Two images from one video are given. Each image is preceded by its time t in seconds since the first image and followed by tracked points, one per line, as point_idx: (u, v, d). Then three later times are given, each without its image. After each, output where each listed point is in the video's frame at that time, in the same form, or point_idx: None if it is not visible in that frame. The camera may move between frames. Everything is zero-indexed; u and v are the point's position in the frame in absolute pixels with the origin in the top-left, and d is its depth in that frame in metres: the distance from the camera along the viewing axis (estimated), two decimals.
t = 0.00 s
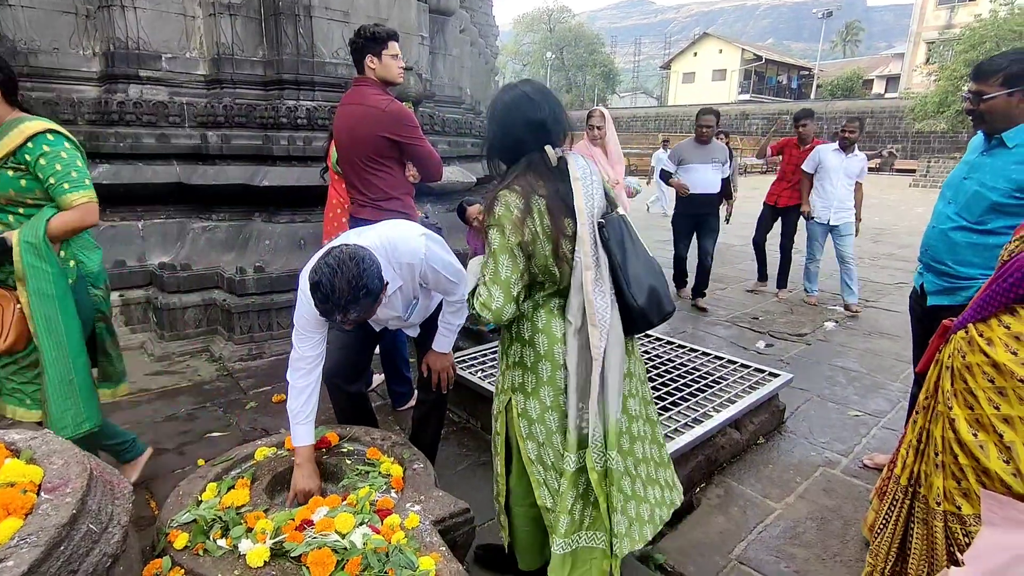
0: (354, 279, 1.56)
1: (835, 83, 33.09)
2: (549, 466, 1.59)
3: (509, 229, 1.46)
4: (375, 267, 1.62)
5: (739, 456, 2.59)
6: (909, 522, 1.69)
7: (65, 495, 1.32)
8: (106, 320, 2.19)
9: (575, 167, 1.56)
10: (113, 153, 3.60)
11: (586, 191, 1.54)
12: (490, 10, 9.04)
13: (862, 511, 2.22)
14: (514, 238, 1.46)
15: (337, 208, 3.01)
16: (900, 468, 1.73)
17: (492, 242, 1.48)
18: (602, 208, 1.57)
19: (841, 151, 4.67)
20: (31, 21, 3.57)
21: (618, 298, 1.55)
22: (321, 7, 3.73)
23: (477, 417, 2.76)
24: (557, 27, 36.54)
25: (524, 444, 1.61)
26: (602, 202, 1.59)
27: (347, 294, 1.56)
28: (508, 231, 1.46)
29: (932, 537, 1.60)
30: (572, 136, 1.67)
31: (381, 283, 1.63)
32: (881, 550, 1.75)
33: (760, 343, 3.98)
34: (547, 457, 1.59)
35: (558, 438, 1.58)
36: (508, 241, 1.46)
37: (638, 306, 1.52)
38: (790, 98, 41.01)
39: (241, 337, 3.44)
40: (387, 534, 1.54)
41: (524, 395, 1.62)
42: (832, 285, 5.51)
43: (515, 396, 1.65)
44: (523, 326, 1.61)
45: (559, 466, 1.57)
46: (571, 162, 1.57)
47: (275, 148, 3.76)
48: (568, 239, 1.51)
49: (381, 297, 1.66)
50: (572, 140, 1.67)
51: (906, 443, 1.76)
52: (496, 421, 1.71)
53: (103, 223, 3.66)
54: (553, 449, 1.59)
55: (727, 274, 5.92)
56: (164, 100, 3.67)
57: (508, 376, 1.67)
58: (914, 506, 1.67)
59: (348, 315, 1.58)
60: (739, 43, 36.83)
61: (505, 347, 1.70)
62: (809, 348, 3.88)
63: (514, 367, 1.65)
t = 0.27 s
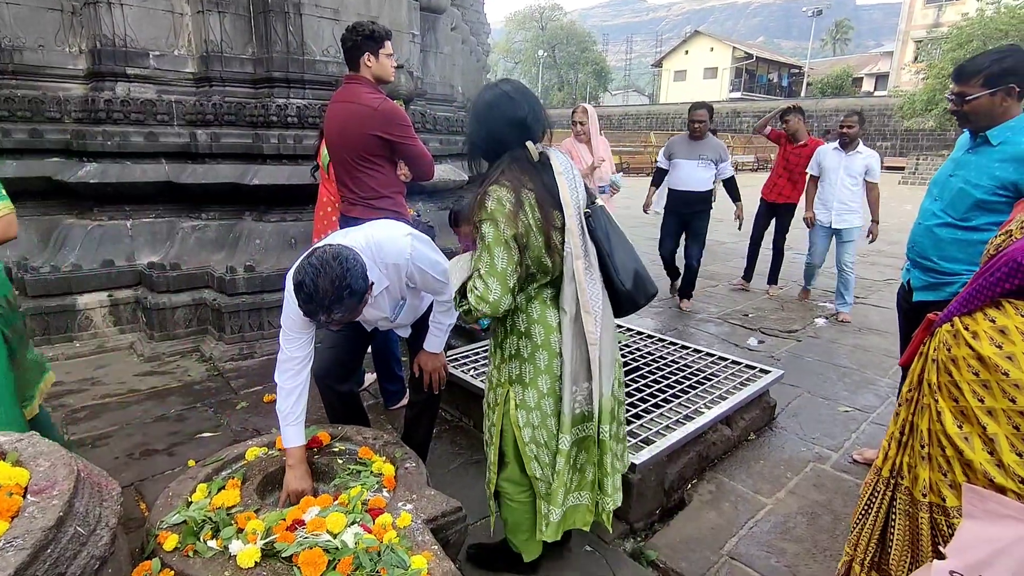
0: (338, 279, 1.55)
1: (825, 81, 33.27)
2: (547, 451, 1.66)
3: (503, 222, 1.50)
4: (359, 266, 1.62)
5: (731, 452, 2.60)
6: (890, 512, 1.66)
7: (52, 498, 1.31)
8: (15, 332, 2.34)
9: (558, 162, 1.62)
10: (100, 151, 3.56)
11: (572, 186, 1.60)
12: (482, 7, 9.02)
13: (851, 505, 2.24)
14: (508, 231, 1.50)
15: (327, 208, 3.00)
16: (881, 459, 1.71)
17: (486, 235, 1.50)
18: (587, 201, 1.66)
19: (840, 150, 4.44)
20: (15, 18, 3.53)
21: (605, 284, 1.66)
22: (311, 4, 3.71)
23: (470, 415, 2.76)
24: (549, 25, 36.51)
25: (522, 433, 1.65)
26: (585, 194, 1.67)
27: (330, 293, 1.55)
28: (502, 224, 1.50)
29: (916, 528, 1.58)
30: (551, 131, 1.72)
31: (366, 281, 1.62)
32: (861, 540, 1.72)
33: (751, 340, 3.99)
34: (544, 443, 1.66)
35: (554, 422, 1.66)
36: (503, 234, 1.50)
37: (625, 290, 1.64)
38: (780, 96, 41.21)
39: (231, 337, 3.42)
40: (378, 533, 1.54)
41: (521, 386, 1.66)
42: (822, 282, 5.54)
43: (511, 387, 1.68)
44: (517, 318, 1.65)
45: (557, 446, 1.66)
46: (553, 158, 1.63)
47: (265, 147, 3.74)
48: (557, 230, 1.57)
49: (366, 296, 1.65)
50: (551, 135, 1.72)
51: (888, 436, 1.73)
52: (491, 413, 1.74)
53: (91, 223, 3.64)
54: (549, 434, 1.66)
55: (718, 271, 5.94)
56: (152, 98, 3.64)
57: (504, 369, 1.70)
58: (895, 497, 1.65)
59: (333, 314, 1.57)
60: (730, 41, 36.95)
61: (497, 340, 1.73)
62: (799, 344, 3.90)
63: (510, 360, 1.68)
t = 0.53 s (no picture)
0: (327, 283, 1.55)
1: (822, 81, 33.34)
2: (545, 435, 1.71)
3: (518, 205, 1.55)
4: (350, 269, 1.61)
5: (728, 452, 2.60)
6: (886, 510, 1.66)
7: (48, 499, 1.30)
8: None
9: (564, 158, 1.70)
10: (96, 150, 3.55)
11: (574, 179, 1.68)
12: (480, 7, 9.01)
13: (848, 505, 2.24)
14: (524, 212, 1.55)
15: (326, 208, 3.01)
16: (877, 457, 1.70)
17: (502, 216, 1.54)
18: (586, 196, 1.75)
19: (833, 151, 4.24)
20: (11, 16, 3.51)
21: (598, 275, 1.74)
22: (308, 3, 3.70)
23: (468, 415, 2.76)
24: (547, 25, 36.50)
25: (524, 418, 1.68)
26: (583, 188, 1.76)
27: (321, 297, 1.54)
28: (518, 206, 1.55)
29: (913, 525, 1.58)
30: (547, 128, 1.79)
31: (358, 284, 1.62)
32: (856, 538, 1.72)
33: (748, 339, 4.00)
34: (542, 427, 1.71)
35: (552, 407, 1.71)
36: (518, 215, 1.55)
37: (615, 282, 1.74)
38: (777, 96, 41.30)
39: (228, 337, 3.41)
40: (377, 533, 1.53)
41: (526, 372, 1.69)
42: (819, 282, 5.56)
43: (516, 375, 1.70)
44: (523, 306, 1.68)
45: (554, 429, 1.72)
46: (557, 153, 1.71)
47: (262, 146, 3.73)
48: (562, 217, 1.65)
49: (357, 299, 1.65)
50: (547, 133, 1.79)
51: (883, 434, 1.73)
52: (491, 402, 1.75)
53: (87, 222, 3.62)
54: (547, 419, 1.71)
55: (716, 271, 5.95)
56: (149, 96, 3.63)
57: (507, 357, 1.71)
58: (891, 496, 1.64)
59: (324, 318, 1.57)
60: (728, 41, 36.99)
61: (498, 329, 1.73)
62: (797, 344, 3.91)
63: (515, 348, 1.70)
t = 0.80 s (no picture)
0: (327, 284, 1.55)
1: (826, 83, 33.26)
2: (568, 419, 1.77)
3: (537, 194, 1.63)
4: (351, 269, 1.62)
5: (730, 453, 2.60)
6: (887, 510, 1.65)
7: (52, 496, 1.31)
8: None
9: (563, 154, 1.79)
10: (101, 149, 3.56)
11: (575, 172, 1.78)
12: (484, 7, 9.01)
13: (850, 507, 2.24)
14: (543, 202, 1.63)
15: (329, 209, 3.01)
16: (878, 458, 1.69)
17: (522, 206, 1.61)
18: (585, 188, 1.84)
19: (821, 150, 4.05)
20: (17, 14, 3.52)
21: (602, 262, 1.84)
22: (312, 2, 3.71)
23: (470, 415, 2.76)
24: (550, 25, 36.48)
25: (551, 405, 1.73)
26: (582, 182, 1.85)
27: (321, 297, 1.55)
28: (536, 195, 1.62)
29: (913, 525, 1.57)
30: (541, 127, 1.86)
31: (358, 284, 1.62)
32: (859, 539, 1.71)
33: (751, 341, 4.00)
34: (565, 412, 1.76)
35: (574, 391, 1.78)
36: (537, 205, 1.62)
37: (619, 267, 1.84)
38: (780, 97, 41.23)
39: (231, 336, 3.42)
40: (379, 533, 1.54)
41: (550, 361, 1.73)
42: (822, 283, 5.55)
43: (539, 366, 1.73)
44: (543, 297, 1.72)
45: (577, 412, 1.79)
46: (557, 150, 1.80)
47: (266, 145, 3.75)
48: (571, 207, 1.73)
49: (358, 300, 1.65)
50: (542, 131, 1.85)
51: (884, 434, 1.71)
52: (510, 395, 1.77)
53: (91, 220, 3.63)
54: (570, 403, 1.77)
55: (719, 272, 5.94)
56: (153, 95, 3.64)
57: (529, 350, 1.74)
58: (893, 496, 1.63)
59: (324, 318, 1.57)
60: (731, 42, 36.93)
61: (518, 322, 1.76)
62: (799, 346, 3.90)
63: (537, 339, 1.73)
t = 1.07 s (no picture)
0: (333, 283, 1.55)
1: (832, 83, 33.15)
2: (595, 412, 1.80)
3: (553, 196, 1.65)
4: (359, 269, 1.62)
5: (734, 455, 2.59)
6: (889, 510, 1.63)
7: (58, 494, 1.31)
8: None
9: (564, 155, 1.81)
10: (107, 147, 3.57)
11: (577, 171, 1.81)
12: (490, 6, 9.02)
13: (855, 511, 2.23)
14: (559, 203, 1.65)
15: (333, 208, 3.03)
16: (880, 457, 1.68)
17: (541, 209, 1.63)
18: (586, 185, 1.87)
19: (820, 153, 3.91)
20: (25, 13, 3.54)
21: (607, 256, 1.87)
22: (318, 2, 3.72)
23: (474, 416, 2.76)
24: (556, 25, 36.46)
25: (581, 402, 1.76)
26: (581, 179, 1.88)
27: (326, 297, 1.55)
28: (552, 197, 1.65)
29: (909, 525, 1.55)
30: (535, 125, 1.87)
31: (364, 283, 1.62)
32: (862, 539, 1.69)
33: (755, 342, 3.98)
34: (592, 405, 1.80)
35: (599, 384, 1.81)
36: (555, 206, 1.64)
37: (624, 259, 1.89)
38: (786, 98, 41.10)
39: (236, 334, 3.43)
40: (383, 533, 1.54)
41: (576, 360, 1.75)
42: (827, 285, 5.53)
43: (565, 366, 1.75)
44: (563, 298, 1.74)
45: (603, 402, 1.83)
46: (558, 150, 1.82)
47: (271, 144, 3.75)
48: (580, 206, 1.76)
49: (364, 300, 1.65)
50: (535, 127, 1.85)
51: (888, 435, 1.70)
52: (536, 398, 1.77)
53: (98, 218, 3.65)
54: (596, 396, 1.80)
55: (724, 273, 5.92)
56: (160, 95, 3.65)
57: (554, 352, 1.75)
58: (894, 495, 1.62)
59: (330, 317, 1.57)
60: (737, 43, 36.84)
61: (539, 326, 1.76)
62: (804, 348, 3.89)
63: (562, 340, 1.75)
